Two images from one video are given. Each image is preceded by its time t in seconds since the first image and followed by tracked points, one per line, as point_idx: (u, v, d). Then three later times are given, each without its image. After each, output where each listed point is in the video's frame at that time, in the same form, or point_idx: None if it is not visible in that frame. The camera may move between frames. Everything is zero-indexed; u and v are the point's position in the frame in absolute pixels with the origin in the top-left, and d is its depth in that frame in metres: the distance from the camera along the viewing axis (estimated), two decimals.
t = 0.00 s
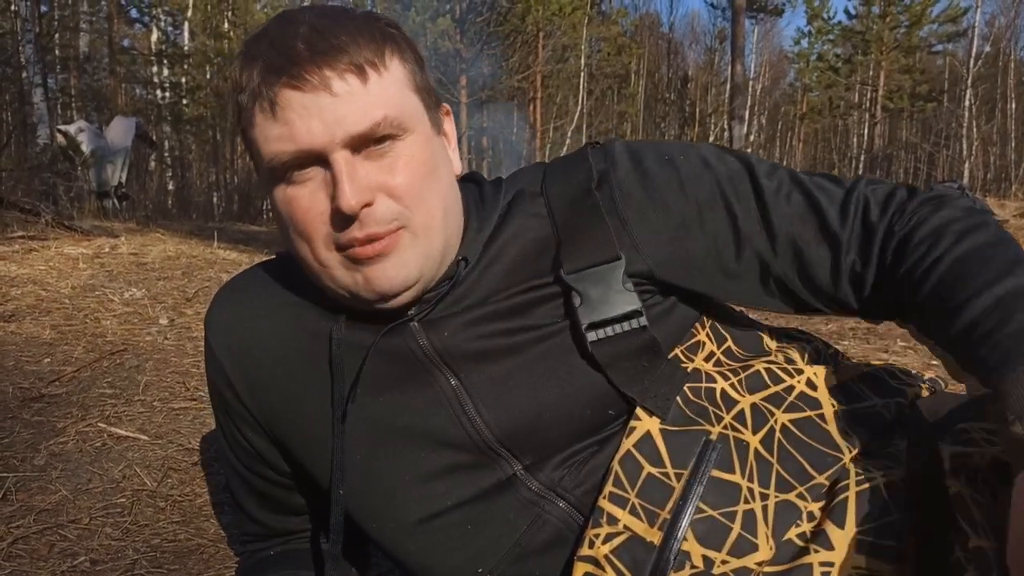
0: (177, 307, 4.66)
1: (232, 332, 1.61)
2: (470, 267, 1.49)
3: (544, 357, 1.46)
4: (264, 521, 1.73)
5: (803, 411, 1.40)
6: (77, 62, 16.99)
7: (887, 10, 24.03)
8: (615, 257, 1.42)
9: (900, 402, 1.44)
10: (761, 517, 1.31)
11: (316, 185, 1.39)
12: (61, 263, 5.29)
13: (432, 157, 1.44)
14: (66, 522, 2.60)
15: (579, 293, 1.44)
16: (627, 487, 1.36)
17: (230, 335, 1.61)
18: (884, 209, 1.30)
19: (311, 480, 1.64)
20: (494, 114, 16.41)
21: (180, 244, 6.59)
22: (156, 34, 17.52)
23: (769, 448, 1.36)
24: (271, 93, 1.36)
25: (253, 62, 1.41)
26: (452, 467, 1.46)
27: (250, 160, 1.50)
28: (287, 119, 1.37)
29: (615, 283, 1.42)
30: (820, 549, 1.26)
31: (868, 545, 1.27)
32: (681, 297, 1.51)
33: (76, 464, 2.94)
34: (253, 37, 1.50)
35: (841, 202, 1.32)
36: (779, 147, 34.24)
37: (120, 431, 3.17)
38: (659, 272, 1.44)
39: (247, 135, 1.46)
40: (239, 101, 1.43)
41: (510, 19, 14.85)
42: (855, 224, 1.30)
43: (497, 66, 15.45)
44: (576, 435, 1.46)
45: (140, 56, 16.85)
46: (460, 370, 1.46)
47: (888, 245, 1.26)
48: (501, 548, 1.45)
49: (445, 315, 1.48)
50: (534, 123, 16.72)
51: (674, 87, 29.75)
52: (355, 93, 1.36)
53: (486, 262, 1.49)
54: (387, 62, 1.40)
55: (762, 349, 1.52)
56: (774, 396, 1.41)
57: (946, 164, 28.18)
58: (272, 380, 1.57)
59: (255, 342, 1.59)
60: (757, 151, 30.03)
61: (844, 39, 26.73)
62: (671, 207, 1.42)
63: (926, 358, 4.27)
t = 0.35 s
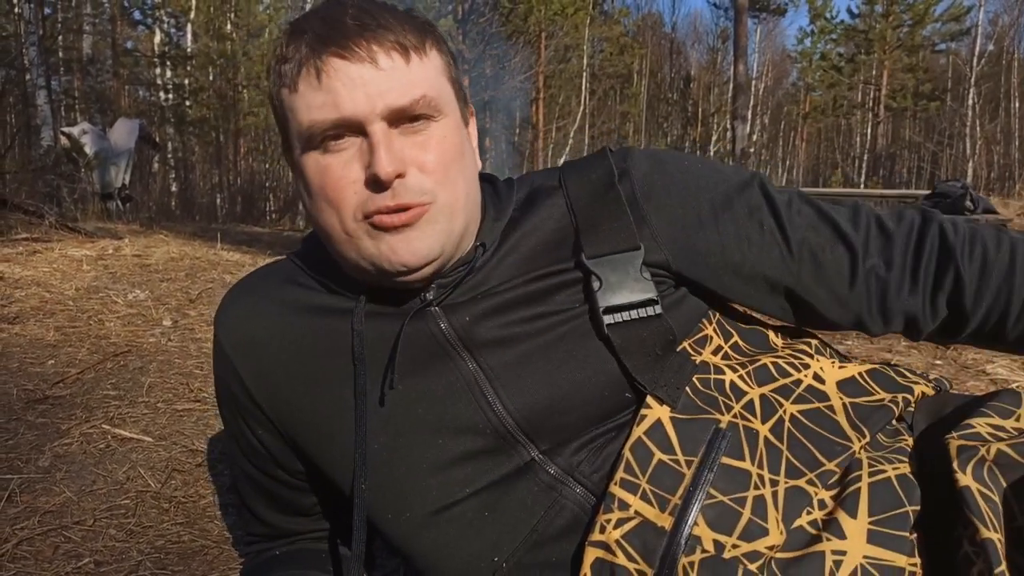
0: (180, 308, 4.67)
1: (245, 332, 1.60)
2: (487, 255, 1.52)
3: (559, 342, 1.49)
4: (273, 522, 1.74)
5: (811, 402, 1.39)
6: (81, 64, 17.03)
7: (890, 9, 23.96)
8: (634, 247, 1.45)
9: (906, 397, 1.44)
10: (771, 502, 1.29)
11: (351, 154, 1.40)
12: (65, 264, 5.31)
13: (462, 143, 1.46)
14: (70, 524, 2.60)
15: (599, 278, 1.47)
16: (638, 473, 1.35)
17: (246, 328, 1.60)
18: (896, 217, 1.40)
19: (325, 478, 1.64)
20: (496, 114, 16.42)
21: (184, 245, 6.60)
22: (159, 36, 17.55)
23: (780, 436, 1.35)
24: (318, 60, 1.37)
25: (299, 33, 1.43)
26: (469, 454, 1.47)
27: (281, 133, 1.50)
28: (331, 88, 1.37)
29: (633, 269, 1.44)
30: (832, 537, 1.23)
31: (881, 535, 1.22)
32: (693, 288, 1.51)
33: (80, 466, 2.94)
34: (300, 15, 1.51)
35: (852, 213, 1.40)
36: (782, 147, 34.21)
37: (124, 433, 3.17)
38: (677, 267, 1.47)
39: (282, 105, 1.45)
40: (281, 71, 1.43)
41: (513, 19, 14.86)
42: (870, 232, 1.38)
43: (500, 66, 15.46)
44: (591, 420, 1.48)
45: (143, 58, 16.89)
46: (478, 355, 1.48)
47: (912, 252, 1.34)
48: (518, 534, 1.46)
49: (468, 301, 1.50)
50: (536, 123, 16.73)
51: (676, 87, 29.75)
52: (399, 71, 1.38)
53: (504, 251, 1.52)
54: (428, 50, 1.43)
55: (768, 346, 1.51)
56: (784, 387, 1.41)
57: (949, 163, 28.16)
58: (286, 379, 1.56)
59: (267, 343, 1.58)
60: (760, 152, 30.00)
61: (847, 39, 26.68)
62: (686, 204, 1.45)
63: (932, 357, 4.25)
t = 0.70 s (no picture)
0: (181, 305, 4.67)
1: (249, 325, 1.59)
2: (491, 248, 1.51)
3: (560, 334, 1.49)
4: (275, 518, 1.74)
5: (813, 391, 1.38)
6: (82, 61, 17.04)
7: (892, 8, 23.95)
8: (633, 237, 1.46)
9: (905, 392, 1.41)
10: (770, 494, 1.29)
11: (366, 152, 1.40)
12: (66, 261, 5.31)
13: (472, 143, 1.47)
14: (70, 520, 2.61)
15: (599, 267, 1.47)
16: (638, 463, 1.34)
17: (252, 318, 1.59)
18: (883, 263, 1.47)
19: (325, 473, 1.64)
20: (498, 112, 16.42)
21: (185, 242, 6.60)
22: (161, 33, 17.55)
23: (781, 425, 1.34)
24: (337, 60, 1.37)
25: (314, 31, 1.42)
26: (472, 445, 1.47)
27: (289, 128, 1.49)
28: (349, 86, 1.37)
29: (633, 259, 1.45)
30: (832, 531, 1.23)
31: (880, 529, 1.23)
32: (687, 281, 1.52)
33: (80, 462, 2.94)
34: (310, 12, 1.51)
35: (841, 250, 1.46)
36: (784, 145, 34.17)
37: (124, 429, 3.18)
38: (674, 261, 1.48)
39: (294, 101, 1.44)
40: (295, 68, 1.42)
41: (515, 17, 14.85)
42: (855, 271, 1.44)
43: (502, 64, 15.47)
44: (591, 411, 1.48)
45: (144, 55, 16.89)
46: (481, 346, 1.48)
47: (890, 302, 1.43)
48: (519, 525, 1.46)
49: (472, 292, 1.50)
50: (538, 121, 16.75)
51: (678, 86, 29.75)
52: (415, 71, 1.39)
53: (506, 243, 1.52)
54: (441, 51, 1.44)
55: (768, 338, 1.50)
56: (786, 376, 1.40)
57: (951, 162, 28.15)
58: (290, 372, 1.56)
59: (270, 337, 1.58)
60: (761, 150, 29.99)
61: (849, 38, 26.65)
62: (684, 214, 1.48)
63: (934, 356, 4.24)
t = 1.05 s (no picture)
0: (180, 308, 4.67)
1: (249, 333, 1.59)
2: (486, 255, 1.51)
3: (559, 340, 1.49)
4: (274, 523, 1.74)
5: (811, 401, 1.38)
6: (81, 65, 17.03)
7: (891, 10, 23.96)
8: (631, 242, 1.46)
9: (906, 399, 1.42)
10: (769, 503, 1.29)
11: (352, 160, 1.40)
12: (65, 265, 5.30)
13: (462, 150, 1.46)
14: (71, 525, 2.61)
15: (597, 273, 1.47)
16: (638, 473, 1.35)
17: (251, 327, 1.59)
18: (884, 267, 1.46)
19: (324, 479, 1.64)
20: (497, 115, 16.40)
21: (184, 245, 6.60)
22: (160, 36, 17.55)
23: (780, 435, 1.35)
24: (320, 68, 1.38)
25: (301, 40, 1.43)
26: (470, 453, 1.47)
27: (281, 136, 1.49)
28: (333, 95, 1.38)
29: (632, 264, 1.45)
30: (831, 538, 1.23)
31: (879, 535, 1.23)
32: (687, 286, 1.52)
33: (80, 466, 2.94)
34: (299, 21, 1.51)
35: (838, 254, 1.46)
36: (782, 148, 34.19)
37: (124, 433, 3.18)
38: (672, 266, 1.49)
39: (283, 110, 1.45)
40: (281, 77, 1.42)
41: (514, 20, 14.82)
42: (856, 275, 1.44)
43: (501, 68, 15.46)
44: (589, 419, 1.48)
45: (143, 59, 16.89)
46: (480, 353, 1.48)
47: (893, 307, 1.43)
48: (518, 534, 1.46)
49: (470, 300, 1.50)
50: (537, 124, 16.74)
51: (677, 88, 29.76)
52: (400, 78, 1.39)
53: (503, 250, 1.52)
54: (428, 56, 1.44)
55: (768, 344, 1.50)
56: (786, 384, 1.40)
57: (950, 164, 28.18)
58: (289, 380, 1.56)
59: (269, 344, 1.58)
60: (760, 153, 29.98)
61: (847, 40, 26.71)
62: (680, 218, 1.48)
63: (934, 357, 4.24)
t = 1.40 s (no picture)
0: (179, 307, 4.67)
1: (247, 332, 1.60)
2: (480, 255, 1.51)
3: (556, 342, 1.48)
4: (273, 521, 1.74)
5: (810, 402, 1.38)
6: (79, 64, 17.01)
7: (889, 9, 23.99)
8: (630, 243, 1.46)
9: (906, 399, 1.42)
10: (769, 502, 1.29)
11: (308, 181, 1.41)
12: (64, 264, 5.30)
13: (427, 161, 1.42)
14: (69, 523, 2.60)
15: (596, 273, 1.46)
16: (637, 472, 1.34)
17: (249, 327, 1.60)
18: (885, 267, 1.46)
19: (322, 478, 1.64)
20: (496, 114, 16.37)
21: (183, 245, 6.60)
22: (158, 35, 17.51)
23: (778, 435, 1.34)
24: (267, 94, 1.38)
25: (259, 58, 1.44)
26: (468, 454, 1.47)
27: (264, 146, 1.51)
28: (280, 117, 1.38)
29: (631, 264, 1.45)
30: (831, 538, 1.23)
31: (878, 535, 1.23)
32: (684, 285, 1.51)
33: (79, 464, 2.94)
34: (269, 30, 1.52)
35: (832, 256, 1.45)
36: (781, 147, 34.21)
37: (123, 431, 3.17)
38: (670, 265, 1.48)
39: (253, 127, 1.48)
40: (245, 97, 1.45)
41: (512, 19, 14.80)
42: (856, 275, 1.44)
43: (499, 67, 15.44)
44: (589, 418, 1.48)
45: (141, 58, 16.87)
46: (476, 354, 1.48)
47: (893, 309, 1.43)
48: (517, 534, 1.46)
49: (465, 301, 1.50)
50: (536, 123, 16.72)
51: (676, 88, 29.76)
52: (346, 96, 1.36)
53: (499, 250, 1.52)
54: (383, 68, 1.40)
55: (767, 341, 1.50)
56: (785, 384, 1.40)
57: (948, 164, 28.20)
58: (286, 379, 1.56)
59: (269, 341, 1.58)
60: (759, 152, 29.99)
61: (845, 40, 26.73)
62: (677, 219, 1.48)
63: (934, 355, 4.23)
